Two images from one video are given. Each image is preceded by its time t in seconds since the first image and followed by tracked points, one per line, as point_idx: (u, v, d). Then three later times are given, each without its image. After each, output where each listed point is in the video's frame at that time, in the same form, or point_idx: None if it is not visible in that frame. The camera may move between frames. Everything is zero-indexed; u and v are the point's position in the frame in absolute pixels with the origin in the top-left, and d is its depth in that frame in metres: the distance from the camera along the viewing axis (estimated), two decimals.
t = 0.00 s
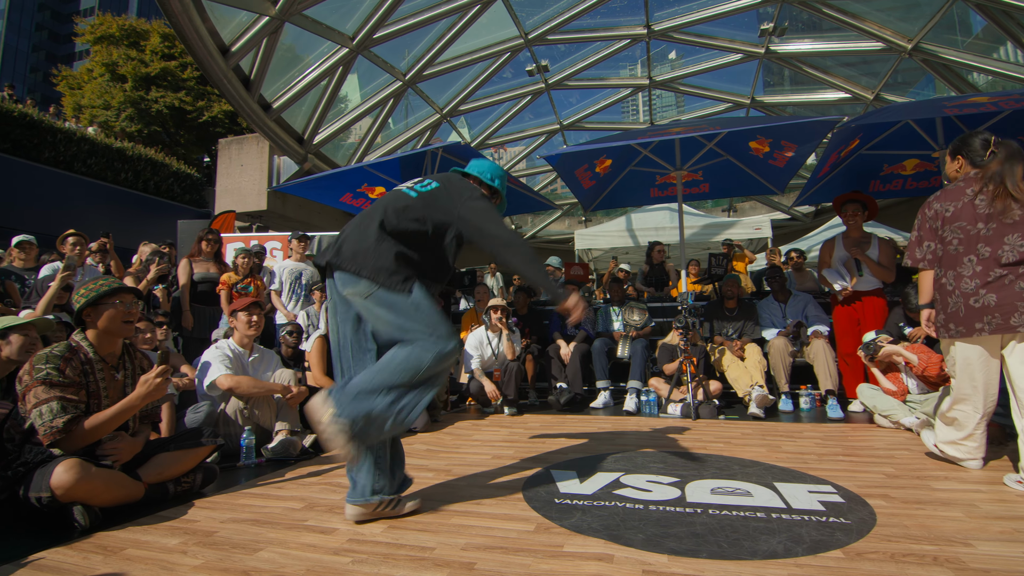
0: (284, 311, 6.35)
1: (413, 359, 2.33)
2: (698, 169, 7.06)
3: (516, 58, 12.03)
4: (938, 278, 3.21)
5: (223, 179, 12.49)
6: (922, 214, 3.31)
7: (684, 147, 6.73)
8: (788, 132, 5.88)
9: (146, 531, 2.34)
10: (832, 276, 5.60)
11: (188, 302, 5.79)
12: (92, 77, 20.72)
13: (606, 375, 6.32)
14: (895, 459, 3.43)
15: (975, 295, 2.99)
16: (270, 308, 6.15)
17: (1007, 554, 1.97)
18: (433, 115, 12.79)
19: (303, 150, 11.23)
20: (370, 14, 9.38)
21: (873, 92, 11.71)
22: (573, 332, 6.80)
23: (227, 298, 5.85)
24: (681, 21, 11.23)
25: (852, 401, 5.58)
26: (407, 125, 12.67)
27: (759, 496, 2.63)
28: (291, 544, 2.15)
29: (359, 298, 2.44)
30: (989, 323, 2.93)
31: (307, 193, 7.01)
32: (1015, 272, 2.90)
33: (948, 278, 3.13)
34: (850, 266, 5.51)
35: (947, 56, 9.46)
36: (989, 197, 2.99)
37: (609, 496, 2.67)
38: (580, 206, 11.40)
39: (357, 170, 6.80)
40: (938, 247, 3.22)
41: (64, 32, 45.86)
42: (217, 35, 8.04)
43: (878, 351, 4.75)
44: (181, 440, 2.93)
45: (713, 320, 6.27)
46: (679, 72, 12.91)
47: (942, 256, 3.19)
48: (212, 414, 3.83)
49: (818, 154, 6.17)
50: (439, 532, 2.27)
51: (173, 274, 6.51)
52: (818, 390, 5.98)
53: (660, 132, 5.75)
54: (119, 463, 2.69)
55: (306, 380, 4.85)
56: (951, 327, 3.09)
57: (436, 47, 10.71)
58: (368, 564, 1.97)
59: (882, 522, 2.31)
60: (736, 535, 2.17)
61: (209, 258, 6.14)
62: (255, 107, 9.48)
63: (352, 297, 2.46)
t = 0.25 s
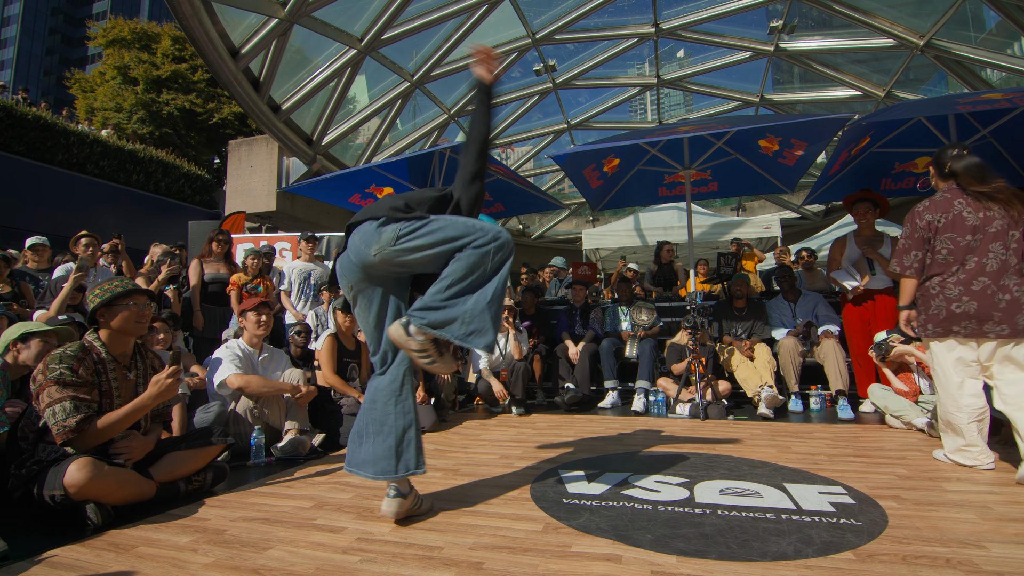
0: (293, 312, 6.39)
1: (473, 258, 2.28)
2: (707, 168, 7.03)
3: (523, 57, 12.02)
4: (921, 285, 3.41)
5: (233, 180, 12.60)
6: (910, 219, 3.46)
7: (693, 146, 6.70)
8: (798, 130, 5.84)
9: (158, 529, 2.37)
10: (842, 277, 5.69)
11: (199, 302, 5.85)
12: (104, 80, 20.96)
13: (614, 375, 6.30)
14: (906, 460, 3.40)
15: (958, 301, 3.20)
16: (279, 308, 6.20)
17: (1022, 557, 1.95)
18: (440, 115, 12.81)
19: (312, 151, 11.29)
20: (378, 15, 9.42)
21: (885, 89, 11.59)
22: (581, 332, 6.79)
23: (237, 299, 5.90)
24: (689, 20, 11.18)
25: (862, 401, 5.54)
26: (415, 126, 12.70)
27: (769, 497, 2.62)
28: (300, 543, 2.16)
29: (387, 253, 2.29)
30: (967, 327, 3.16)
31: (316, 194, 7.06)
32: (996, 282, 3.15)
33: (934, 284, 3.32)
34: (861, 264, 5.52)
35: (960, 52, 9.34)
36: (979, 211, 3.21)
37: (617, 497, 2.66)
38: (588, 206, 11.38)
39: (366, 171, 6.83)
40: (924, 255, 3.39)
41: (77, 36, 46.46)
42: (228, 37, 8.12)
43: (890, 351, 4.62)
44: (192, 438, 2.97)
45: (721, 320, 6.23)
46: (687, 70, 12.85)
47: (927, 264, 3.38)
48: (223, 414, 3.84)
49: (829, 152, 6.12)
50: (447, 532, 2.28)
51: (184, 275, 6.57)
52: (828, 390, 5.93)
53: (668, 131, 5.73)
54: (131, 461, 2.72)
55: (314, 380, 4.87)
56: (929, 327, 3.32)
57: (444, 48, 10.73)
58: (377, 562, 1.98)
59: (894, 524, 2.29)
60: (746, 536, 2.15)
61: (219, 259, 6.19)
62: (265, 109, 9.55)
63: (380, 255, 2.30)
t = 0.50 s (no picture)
0: (299, 311, 6.42)
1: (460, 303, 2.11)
2: (713, 168, 7.00)
3: (528, 57, 12.02)
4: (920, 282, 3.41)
5: (239, 181, 12.67)
6: (903, 220, 3.47)
7: (698, 146, 6.69)
8: (804, 129, 5.81)
9: (166, 528, 2.39)
10: (852, 275, 5.57)
11: (206, 302, 5.89)
12: (111, 82, 21.11)
13: (619, 375, 6.29)
14: (914, 461, 3.38)
15: (973, 296, 3.23)
16: (285, 308, 6.23)
17: None
18: (445, 115, 12.82)
19: (318, 151, 11.32)
20: (383, 16, 9.44)
21: (892, 88, 11.51)
22: (586, 332, 6.78)
23: (243, 299, 5.93)
24: (694, 19, 11.15)
25: (869, 401, 5.52)
26: (420, 126, 12.72)
27: (775, 497, 2.61)
28: (307, 541, 2.17)
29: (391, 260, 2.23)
30: (984, 322, 3.20)
31: (322, 195, 7.09)
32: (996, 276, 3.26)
33: (943, 279, 3.33)
34: (868, 264, 5.50)
35: (968, 50, 9.27)
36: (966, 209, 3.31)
37: (622, 497, 2.66)
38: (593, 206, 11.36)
39: (371, 171, 6.85)
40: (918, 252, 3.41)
41: (85, 38, 46.83)
42: (234, 39, 8.16)
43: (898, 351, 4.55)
44: (199, 438, 2.98)
45: (727, 320, 6.20)
46: (692, 69, 12.81)
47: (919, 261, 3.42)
48: (230, 414, 3.86)
49: (835, 151, 6.09)
50: (452, 531, 2.29)
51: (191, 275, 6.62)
52: (834, 390, 5.90)
53: (674, 130, 5.71)
54: (139, 460, 2.74)
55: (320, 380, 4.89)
56: (946, 324, 3.28)
57: (449, 48, 10.74)
58: (383, 562, 1.98)
59: (902, 525, 2.27)
60: (752, 537, 2.14)
61: (226, 259, 6.23)
62: (271, 110, 9.60)
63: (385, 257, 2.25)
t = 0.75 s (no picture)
0: (300, 311, 6.42)
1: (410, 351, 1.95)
2: (713, 168, 7.00)
3: (528, 57, 12.01)
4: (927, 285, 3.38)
5: (240, 181, 12.67)
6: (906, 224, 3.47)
7: (699, 145, 6.68)
8: (804, 129, 5.81)
9: (166, 528, 2.39)
10: (853, 274, 5.55)
11: (206, 302, 5.89)
12: (112, 82, 21.12)
13: (619, 375, 6.29)
14: (914, 461, 3.37)
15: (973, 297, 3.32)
16: (285, 308, 6.23)
17: None
18: (445, 115, 12.82)
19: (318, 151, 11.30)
20: (383, 16, 9.44)
21: (892, 87, 11.50)
22: (587, 332, 6.77)
23: (243, 299, 5.92)
24: (695, 19, 11.14)
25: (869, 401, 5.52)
26: (420, 126, 12.71)
27: (775, 497, 2.61)
28: (307, 542, 2.17)
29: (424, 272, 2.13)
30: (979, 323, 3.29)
31: (322, 195, 7.08)
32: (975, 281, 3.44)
33: (948, 280, 3.34)
34: (870, 263, 5.47)
35: (969, 50, 9.26)
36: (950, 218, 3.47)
37: (622, 497, 2.66)
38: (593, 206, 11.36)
39: (371, 171, 6.85)
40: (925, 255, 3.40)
41: (86, 38, 46.88)
42: (234, 39, 8.16)
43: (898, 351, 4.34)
44: (199, 438, 2.98)
45: (727, 320, 6.19)
46: (693, 69, 12.80)
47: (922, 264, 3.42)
48: (231, 414, 3.85)
49: (835, 151, 6.09)
50: (452, 531, 2.28)
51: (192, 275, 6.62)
52: (835, 390, 5.90)
53: (674, 130, 5.71)
54: (139, 461, 2.73)
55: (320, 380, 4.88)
56: (953, 323, 3.26)
57: (449, 48, 10.74)
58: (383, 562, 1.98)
59: (902, 525, 2.27)
60: (752, 537, 2.14)
61: (226, 259, 6.23)
62: (271, 110, 9.60)
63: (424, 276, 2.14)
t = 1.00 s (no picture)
0: (298, 311, 6.41)
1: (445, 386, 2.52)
2: (711, 168, 7.01)
3: (526, 57, 12.01)
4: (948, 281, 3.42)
5: (238, 181, 12.66)
6: (928, 220, 3.45)
7: (697, 146, 6.69)
8: (802, 129, 5.82)
9: (163, 528, 2.38)
10: (851, 273, 5.56)
11: (204, 302, 5.88)
12: (110, 82, 21.06)
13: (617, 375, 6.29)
14: (911, 461, 3.38)
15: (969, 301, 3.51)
16: (283, 308, 6.22)
17: None
18: (444, 115, 12.82)
19: (316, 151, 11.30)
20: (381, 15, 9.43)
21: (890, 88, 11.53)
22: (585, 332, 6.77)
23: (241, 299, 5.91)
24: (693, 19, 11.16)
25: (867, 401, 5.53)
26: (419, 126, 12.71)
27: (773, 497, 2.61)
28: (304, 542, 2.17)
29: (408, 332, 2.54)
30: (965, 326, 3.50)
31: (321, 195, 7.07)
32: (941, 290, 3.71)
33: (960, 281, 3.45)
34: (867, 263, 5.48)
35: (966, 51, 9.29)
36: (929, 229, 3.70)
37: (621, 497, 2.66)
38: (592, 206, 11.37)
39: (370, 171, 6.84)
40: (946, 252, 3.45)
41: (84, 37, 46.76)
42: (232, 38, 8.15)
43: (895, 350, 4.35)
44: (197, 438, 2.97)
45: (725, 320, 6.20)
46: (691, 70, 12.81)
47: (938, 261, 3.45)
48: (229, 414, 3.86)
49: (833, 152, 6.10)
50: (451, 531, 2.28)
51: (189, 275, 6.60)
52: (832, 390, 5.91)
53: (672, 130, 5.72)
54: (136, 461, 2.73)
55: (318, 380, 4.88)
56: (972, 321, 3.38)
57: (447, 48, 10.74)
58: (381, 562, 1.98)
59: (900, 525, 2.28)
60: (750, 537, 2.14)
61: (224, 260, 6.22)
62: (269, 110, 9.59)
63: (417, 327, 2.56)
